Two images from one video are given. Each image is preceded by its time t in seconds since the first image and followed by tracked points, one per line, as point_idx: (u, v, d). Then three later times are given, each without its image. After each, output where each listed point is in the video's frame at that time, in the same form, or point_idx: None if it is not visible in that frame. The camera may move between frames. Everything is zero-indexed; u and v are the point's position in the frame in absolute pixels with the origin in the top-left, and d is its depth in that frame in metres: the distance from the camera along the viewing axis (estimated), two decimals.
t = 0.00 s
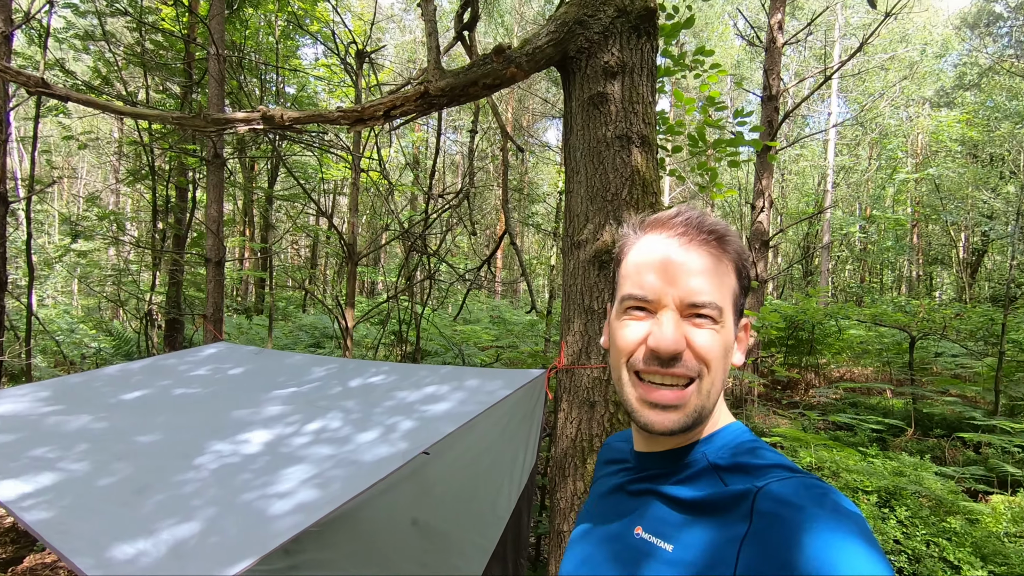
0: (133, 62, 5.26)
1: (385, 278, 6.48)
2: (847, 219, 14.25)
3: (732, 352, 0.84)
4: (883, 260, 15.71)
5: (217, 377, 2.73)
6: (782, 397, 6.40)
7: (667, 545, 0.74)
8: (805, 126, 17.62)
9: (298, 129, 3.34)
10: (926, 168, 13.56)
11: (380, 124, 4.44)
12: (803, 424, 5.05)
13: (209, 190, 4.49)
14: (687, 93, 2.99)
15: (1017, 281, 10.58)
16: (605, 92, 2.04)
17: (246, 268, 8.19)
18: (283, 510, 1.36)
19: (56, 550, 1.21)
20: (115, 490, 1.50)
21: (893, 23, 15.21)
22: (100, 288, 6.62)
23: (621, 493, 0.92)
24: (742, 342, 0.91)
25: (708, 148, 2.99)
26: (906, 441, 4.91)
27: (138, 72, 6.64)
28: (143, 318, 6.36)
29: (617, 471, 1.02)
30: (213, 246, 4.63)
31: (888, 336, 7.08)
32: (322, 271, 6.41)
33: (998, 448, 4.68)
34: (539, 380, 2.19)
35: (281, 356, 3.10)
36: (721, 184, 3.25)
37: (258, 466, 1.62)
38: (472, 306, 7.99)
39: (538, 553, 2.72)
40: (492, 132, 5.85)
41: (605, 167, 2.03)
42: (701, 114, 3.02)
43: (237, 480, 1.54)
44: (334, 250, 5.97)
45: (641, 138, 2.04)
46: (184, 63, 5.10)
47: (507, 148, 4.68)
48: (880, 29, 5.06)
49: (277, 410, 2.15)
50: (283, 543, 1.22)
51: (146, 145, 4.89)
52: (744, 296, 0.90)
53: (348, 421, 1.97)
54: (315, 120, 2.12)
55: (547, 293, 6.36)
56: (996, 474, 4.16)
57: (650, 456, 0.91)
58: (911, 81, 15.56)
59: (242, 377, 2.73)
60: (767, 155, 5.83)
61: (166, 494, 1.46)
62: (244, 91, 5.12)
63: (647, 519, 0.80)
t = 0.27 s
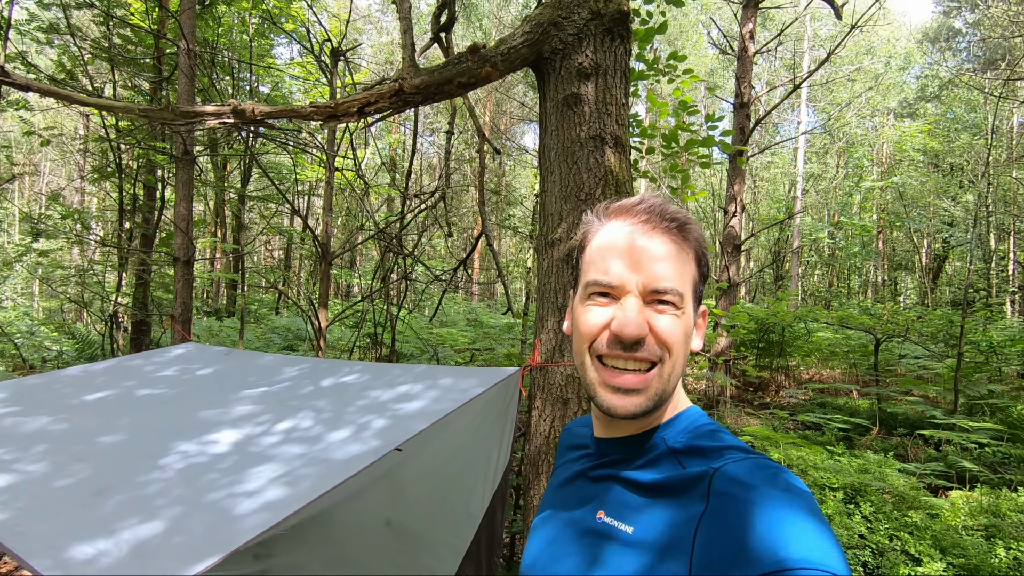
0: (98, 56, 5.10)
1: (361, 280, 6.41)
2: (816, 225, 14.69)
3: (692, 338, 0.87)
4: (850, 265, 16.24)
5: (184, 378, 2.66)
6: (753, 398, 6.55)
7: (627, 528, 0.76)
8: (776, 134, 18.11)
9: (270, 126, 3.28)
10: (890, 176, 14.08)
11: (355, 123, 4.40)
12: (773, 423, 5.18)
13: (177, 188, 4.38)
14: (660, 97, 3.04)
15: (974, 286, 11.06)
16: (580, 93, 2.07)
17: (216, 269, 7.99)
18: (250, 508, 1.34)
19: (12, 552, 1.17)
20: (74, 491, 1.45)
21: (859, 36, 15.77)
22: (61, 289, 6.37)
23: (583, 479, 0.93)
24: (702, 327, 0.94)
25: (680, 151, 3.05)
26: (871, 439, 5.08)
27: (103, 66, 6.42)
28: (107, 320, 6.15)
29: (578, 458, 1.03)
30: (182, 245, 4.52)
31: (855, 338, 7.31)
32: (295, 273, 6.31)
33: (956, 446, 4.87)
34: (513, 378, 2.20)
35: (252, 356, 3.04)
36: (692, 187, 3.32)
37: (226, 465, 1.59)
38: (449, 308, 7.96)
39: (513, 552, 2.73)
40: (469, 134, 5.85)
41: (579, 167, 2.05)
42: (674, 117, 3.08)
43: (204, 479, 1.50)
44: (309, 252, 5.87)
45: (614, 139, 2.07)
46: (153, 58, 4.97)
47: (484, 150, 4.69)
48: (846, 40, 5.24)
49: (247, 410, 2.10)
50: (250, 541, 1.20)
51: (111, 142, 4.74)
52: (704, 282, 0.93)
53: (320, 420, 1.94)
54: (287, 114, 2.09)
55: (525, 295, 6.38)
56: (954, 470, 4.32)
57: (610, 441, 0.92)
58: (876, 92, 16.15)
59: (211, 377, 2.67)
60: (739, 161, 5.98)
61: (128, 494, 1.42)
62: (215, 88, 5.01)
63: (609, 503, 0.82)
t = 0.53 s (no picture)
0: (82, 54, 5.02)
1: (348, 283, 6.37)
2: (799, 233, 14.95)
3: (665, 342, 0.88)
4: (832, 273, 16.54)
5: (166, 381, 2.62)
6: (737, 404, 6.63)
7: (605, 531, 0.77)
8: (761, 144, 18.42)
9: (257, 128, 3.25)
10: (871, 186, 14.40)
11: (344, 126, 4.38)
12: (756, 429, 5.25)
13: (162, 188, 4.32)
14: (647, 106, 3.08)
15: (951, 295, 11.34)
16: (568, 101, 2.09)
17: (199, 270, 7.88)
18: (231, 513, 1.32)
19: None
20: (50, 496, 1.42)
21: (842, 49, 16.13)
22: (39, 289, 6.23)
23: (561, 481, 0.95)
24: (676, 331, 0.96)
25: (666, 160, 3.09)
26: (851, 445, 5.16)
27: (86, 63, 6.32)
28: (87, 321, 6.03)
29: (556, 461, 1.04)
30: (165, 246, 4.45)
31: (836, 346, 7.43)
32: (281, 275, 6.25)
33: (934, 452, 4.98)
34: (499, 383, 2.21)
35: (236, 359, 3.01)
36: (679, 196, 3.36)
37: (208, 470, 1.57)
38: (436, 313, 7.94)
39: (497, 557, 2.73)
40: (459, 139, 5.87)
41: (567, 173, 2.08)
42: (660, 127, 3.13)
43: (185, 484, 1.48)
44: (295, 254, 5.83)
45: (602, 146, 2.10)
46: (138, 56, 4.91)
47: (473, 155, 4.69)
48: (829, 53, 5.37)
49: (230, 413, 2.08)
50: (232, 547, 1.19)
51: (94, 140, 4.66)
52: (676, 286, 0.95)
53: (304, 424, 1.93)
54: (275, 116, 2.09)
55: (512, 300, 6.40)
56: (932, 476, 4.41)
57: (586, 445, 0.94)
58: (858, 105, 16.52)
59: (193, 380, 2.63)
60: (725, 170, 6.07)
61: (107, 499, 1.39)
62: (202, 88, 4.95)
63: (587, 507, 0.84)
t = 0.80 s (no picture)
0: (69, 44, 4.92)
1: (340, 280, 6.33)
2: (789, 234, 15.10)
3: (643, 334, 0.86)
4: (820, 273, 16.74)
5: (157, 377, 2.59)
6: (727, 402, 6.70)
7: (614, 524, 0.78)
8: (752, 144, 18.54)
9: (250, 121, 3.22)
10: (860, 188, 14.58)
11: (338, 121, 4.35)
12: (745, 427, 5.31)
13: (152, 181, 4.27)
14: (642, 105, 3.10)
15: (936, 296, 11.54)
16: (566, 98, 2.10)
17: (187, 265, 7.79)
18: (229, 509, 1.31)
19: None
20: (42, 492, 1.41)
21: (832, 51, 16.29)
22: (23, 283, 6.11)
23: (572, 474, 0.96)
24: (674, 320, 0.92)
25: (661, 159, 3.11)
26: (839, 443, 5.24)
27: (72, 53, 6.19)
28: (73, 316, 5.94)
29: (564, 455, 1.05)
30: (156, 240, 4.40)
31: (824, 345, 7.52)
32: (272, 271, 6.20)
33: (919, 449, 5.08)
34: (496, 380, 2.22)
35: (228, 355, 2.98)
36: (672, 195, 3.39)
37: (203, 465, 1.56)
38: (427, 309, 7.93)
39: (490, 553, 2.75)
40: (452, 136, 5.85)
41: (564, 171, 2.08)
42: (655, 126, 3.15)
43: (180, 480, 1.47)
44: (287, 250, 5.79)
45: (599, 144, 2.11)
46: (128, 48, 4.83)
47: (466, 152, 4.68)
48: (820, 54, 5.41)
49: (223, 410, 2.06)
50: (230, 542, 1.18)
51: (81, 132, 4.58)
52: (667, 274, 0.92)
53: (299, 421, 1.92)
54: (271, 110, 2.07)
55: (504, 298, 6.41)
56: (918, 473, 4.49)
57: (596, 440, 0.95)
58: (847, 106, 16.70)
59: (185, 376, 2.61)
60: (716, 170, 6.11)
61: (101, 495, 1.38)
62: (193, 81, 4.89)
63: (596, 500, 0.84)
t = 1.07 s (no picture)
0: (52, 41, 4.82)
1: (329, 281, 6.27)
2: (775, 234, 15.31)
3: (563, 346, 0.94)
4: (805, 274, 17.00)
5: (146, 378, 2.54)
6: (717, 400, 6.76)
7: (647, 520, 0.76)
8: (737, 146, 18.78)
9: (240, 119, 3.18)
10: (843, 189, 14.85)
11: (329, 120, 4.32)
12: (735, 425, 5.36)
13: (140, 180, 4.19)
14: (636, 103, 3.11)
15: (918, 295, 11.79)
16: (561, 96, 2.10)
17: (172, 267, 7.65)
18: (228, 508, 1.29)
19: None
20: (32, 494, 1.37)
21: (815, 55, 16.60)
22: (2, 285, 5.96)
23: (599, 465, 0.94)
24: (602, 318, 0.89)
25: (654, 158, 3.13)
26: (827, 441, 5.32)
27: (55, 51, 6.08)
28: (55, 318, 5.80)
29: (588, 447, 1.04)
30: (143, 240, 4.32)
31: (811, 344, 7.64)
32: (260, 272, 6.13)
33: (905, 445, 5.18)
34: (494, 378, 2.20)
35: (219, 356, 2.94)
36: (665, 194, 3.42)
37: (199, 466, 1.53)
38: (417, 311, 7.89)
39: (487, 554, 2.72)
40: (442, 136, 5.84)
41: (561, 168, 2.09)
42: (648, 125, 3.17)
43: (176, 480, 1.44)
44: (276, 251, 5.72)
45: (595, 142, 2.11)
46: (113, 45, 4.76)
47: (457, 152, 4.67)
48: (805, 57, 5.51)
49: (217, 410, 2.03)
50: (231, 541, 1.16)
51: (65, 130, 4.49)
52: (580, 278, 0.92)
53: (296, 420, 1.89)
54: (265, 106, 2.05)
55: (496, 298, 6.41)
56: (904, 469, 4.58)
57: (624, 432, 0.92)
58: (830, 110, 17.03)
59: (175, 378, 2.56)
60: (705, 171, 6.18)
61: (95, 495, 1.35)
62: (181, 79, 4.83)
63: (626, 495, 0.83)
